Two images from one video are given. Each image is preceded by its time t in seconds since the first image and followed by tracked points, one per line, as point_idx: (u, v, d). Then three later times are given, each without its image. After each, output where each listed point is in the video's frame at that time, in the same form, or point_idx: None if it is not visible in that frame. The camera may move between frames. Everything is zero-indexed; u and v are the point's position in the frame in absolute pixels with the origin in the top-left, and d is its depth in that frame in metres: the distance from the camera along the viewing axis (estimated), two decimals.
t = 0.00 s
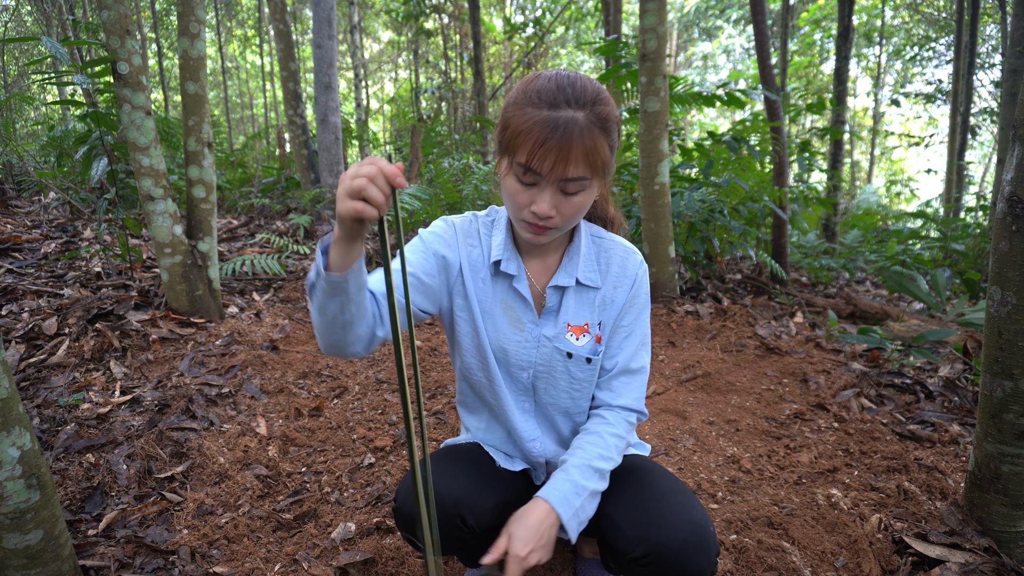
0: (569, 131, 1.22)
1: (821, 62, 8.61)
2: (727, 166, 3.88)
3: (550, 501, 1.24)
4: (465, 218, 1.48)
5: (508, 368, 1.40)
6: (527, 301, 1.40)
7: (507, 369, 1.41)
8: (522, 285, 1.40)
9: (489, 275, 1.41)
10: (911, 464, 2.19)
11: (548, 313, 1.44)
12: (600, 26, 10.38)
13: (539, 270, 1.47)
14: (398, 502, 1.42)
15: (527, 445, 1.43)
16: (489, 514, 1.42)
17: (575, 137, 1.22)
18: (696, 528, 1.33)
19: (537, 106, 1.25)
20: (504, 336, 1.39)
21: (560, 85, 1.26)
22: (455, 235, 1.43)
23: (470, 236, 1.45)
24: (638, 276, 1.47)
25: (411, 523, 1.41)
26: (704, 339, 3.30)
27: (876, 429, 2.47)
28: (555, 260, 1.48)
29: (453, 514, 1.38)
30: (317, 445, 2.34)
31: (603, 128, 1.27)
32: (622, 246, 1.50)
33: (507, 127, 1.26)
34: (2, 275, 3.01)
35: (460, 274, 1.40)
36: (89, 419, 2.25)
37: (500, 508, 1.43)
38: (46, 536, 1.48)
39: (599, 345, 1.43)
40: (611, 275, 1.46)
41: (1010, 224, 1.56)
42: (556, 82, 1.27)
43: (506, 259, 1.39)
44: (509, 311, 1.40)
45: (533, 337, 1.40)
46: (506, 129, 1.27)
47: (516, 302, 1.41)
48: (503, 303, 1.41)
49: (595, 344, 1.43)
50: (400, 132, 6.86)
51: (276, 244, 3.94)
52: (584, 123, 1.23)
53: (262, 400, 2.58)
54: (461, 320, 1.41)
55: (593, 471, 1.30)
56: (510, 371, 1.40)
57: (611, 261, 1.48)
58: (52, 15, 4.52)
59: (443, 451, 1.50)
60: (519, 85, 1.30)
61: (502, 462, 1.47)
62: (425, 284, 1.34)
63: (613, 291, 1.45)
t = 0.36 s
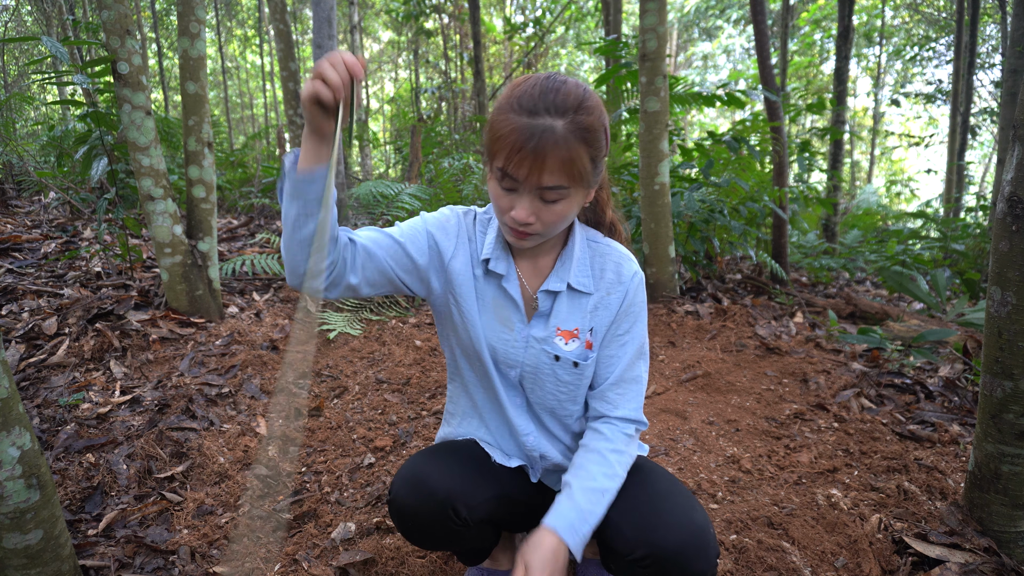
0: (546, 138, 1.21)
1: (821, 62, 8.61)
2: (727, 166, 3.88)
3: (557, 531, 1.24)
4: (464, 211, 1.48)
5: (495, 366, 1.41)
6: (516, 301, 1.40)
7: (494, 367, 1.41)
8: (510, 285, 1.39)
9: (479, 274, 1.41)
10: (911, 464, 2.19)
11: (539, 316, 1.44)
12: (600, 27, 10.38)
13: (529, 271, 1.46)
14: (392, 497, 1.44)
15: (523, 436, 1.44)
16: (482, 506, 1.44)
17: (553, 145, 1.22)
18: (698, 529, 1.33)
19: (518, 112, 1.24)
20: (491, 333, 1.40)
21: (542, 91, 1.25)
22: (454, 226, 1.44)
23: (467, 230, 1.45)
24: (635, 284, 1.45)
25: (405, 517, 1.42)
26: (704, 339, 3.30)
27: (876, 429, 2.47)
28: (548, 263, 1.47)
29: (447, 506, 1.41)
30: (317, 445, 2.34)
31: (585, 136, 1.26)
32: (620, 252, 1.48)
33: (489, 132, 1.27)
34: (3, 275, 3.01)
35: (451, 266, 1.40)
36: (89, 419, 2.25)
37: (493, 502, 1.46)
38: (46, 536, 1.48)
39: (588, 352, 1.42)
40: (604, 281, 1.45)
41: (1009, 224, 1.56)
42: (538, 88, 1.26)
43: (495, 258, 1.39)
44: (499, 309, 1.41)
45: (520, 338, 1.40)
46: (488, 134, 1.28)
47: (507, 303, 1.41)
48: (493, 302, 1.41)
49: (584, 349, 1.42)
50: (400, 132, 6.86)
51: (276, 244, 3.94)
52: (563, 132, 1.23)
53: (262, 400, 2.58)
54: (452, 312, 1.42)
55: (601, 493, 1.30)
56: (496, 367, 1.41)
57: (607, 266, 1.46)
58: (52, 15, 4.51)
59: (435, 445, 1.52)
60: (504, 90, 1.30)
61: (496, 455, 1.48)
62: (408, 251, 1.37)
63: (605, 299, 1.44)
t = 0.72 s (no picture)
0: (539, 134, 1.22)
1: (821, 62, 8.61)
2: (727, 166, 3.88)
3: (612, 448, 1.27)
4: (461, 218, 1.46)
5: (505, 370, 1.40)
6: (524, 301, 1.39)
7: (504, 370, 1.40)
8: (517, 287, 1.39)
9: (485, 278, 1.40)
10: (911, 464, 2.19)
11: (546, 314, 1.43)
12: (600, 27, 10.37)
13: (534, 271, 1.46)
14: (386, 490, 1.44)
15: (521, 447, 1.42)
16: (475, 499, 1.44)
17: (547, 142, 1.22)
18: (670, 529, 1.32)
19: (512, 110, 1.25)
20: (501, 338, 1.39)
21: (536, 89, 1.26)
22: (455, 235, 1.41)
23: (469, 237, 1.43)
24: (638, 275, 1.47)
25: (398, 510, 1.42)
26: (704, 339, 3.30)
27: (876, 429, 2.47)
28: (552, 261, 1.47)
29: (440, 499, 1.41)
30: (317, 446, 2.34)
31: (580, 132, 1.26)
32: (620, 245, 1.50)
33: (486, 132, 1.28)
34: (2, 275, 3.01)
35: (458, 273, 1.39)
36: (89, 419, 2.25)
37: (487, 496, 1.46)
38: (46, 536, 1.48)
39: (599, 343, 1.43)
40: (610, 274, 1.46)
41: (1010, 224, 1.56)
42: (532, 86, 1.26)
43: (502, 261, 1.39)
44: (506, 313, 1.40)
45: (530, 339, 1.39)
46: (485, 133, 1.28)
47: (513, 304, 1.40)
48: (499, 305, 1.40)
49: (594, 341, 1.42)
50: (400, 132, 6.86)
51: (276, 244, 3.94)
52: (557, 128, 1.23)
53: (262, 400, 2.57)
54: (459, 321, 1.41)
55: (641, 436, 1.33)
56: (506, 370, 1.40)
57: (609, 260, 1.48)
58: (52, 14, 4.51)
59: (430, 441, 1.52)
60: (499, 90, 1.30)
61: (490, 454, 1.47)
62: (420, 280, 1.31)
63: (613, 291, 1.45)
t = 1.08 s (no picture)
0: (553, 130, 1.23)
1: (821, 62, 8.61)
2: (727, 166, 3.89)
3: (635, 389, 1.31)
4: (463, 224, 1.47)
5: (515, 373, 1.40)
6: (533, 303, 1.40)
7: (514, 374, 1.40)
8: (526, 288, 1.39)
9: (492, 281, 1.41)
10: (911, 464, 2.19)
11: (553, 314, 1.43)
12: (600, 27, 10.36)
13: (541, 272, 1.48)
14: (385, 491, 1.44)
15: (525, 454, 1.40)
16: (476, 501, 1.43)
17: (560, 136, 1.23)
18: (676, 525, 1.33)
19: (523, 107, 1.26)
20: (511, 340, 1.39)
21: (545, 86, 1.27)
22: (458, 243, 1.43)
23: (472, 243, 1.44)
24: (643, 272, 1.48)
25: (398, 511, 1.41)
26: (703, 339, 3.30)
27: (876, 429, 2.47)
28: (558, 262, 1.49)
29: (440, 500, 1.40)
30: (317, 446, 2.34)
31: (591, 126, 1.28)
32: (624, 242, 1.52)
33: (496, 129, 1.28)
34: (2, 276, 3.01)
35: (462, 282, 1.40)
36: (89, 420, 2.25)
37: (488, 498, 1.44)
38: (46, 536, 1.48)
39: (609, 341, 1.43)
40: (616, 272, 1.47)
41: (1010, 224, 1.56)
42: (540, 83, 1.28)
43: (510, 263, 1.39)
44: (515, 315, 1.40)
45: (541, 340, 1.39)
46: (495, 131, 1.28)
47: (521, 306, 1.41)
48: (507, 307, 1.41)
49: (604, 340, 1.43)
50: (400, 133, 6.85)
51: (276, 244, 3.94)
52: (569, 123, 1.24)
53: (262, 400, 2.58)
54: (465, 329, 1.42)
55: (655, 399, 1.33)
56: (515, 373, 1.40)
57: (614, 258, 1.49)
58: (52, 15, 4.51)
59: (430, 442, 1.51)
60: (506, 89, 1.31)
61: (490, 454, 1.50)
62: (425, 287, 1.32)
63: (619, 289, 1.46)
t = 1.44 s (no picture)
0: (559, 125, 1.22)
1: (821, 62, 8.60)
2: (727, 166, 3.88)
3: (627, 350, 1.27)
4: (465, 222, 1.49)
5: (516, 370, 1.40)
6: (533, 299, 1.39)
7: (515, 372, 1.40)
8: (525, 285, 1.38)
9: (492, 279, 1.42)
10: (911, 464, 2.19)
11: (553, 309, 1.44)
12: (599, 26, 10.34)
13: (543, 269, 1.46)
14: (389, 501, 1.44)
15: (526, 451, 1.42)
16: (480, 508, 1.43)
17: (566, 132, 1.22)
18: (674, 529, 1.33)
19: (528, 103, 1.26)
20: (512, 336, 1.39)
21: (550, 82, 1.27)
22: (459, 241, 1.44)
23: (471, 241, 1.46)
24: (641, 266, 1.48)
25: (402, 520, 1.42)
26: (703, 338, 3.30)
27: (876, 429, 2.47)
28: (558, 258, 1.48)
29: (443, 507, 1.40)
30: (317, 445, 2.34)
31: (596, 122, 1.28)
32: (623, 238, 1.50)
33: (501, 126, 1.28)
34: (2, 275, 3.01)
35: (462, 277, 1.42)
36: (88, 419, 2.25)
37: (492, 503, 1.44)
38: (45, 535, 1.48)
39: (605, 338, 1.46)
40: (615, 269, 1.47)
41: (1009, 224, 1.56)
42: (545, 79, 1.28)
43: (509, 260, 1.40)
44: (515, 311, 1.40)
45: (540, 337, 1.38)
46: (500, 128, 1.28)
47: (521, 302, 1.40)
48: (508, 304, 1.40)
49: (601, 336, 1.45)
50: (400, 132, 6.85)
51: (276, 244, 3.93)
52: (575, 118, 1.24)
53: (261, 400, 2.57)
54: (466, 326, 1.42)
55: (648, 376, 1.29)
56: (516, 370, 1.40)
57: (614, 255, 1.48)
58: (52, 14, 4.51)
59: (432, 448, 1.51)
60: (510, 86, 1.31)
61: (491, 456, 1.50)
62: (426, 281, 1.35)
63: (617, 284, 1.46)
